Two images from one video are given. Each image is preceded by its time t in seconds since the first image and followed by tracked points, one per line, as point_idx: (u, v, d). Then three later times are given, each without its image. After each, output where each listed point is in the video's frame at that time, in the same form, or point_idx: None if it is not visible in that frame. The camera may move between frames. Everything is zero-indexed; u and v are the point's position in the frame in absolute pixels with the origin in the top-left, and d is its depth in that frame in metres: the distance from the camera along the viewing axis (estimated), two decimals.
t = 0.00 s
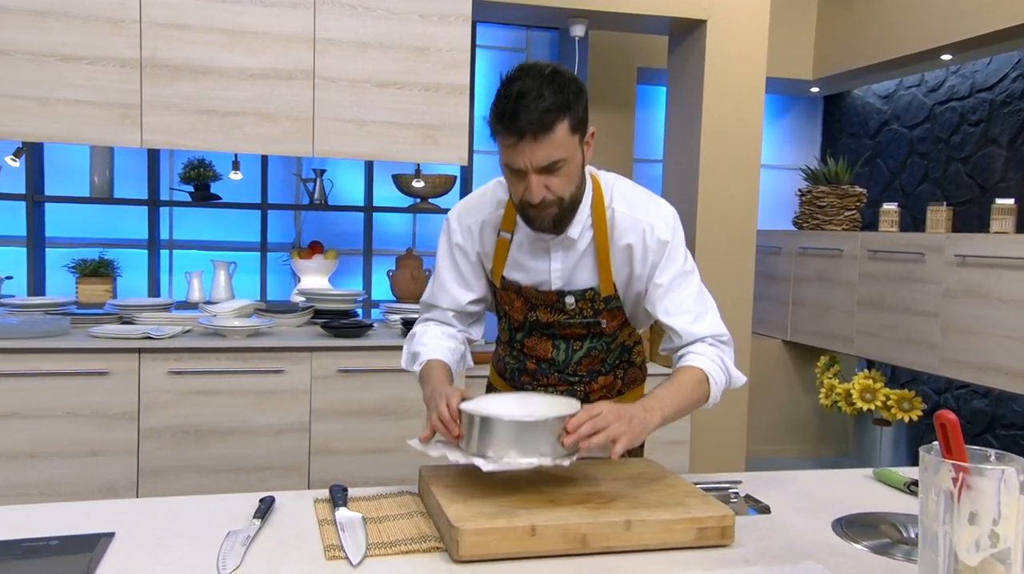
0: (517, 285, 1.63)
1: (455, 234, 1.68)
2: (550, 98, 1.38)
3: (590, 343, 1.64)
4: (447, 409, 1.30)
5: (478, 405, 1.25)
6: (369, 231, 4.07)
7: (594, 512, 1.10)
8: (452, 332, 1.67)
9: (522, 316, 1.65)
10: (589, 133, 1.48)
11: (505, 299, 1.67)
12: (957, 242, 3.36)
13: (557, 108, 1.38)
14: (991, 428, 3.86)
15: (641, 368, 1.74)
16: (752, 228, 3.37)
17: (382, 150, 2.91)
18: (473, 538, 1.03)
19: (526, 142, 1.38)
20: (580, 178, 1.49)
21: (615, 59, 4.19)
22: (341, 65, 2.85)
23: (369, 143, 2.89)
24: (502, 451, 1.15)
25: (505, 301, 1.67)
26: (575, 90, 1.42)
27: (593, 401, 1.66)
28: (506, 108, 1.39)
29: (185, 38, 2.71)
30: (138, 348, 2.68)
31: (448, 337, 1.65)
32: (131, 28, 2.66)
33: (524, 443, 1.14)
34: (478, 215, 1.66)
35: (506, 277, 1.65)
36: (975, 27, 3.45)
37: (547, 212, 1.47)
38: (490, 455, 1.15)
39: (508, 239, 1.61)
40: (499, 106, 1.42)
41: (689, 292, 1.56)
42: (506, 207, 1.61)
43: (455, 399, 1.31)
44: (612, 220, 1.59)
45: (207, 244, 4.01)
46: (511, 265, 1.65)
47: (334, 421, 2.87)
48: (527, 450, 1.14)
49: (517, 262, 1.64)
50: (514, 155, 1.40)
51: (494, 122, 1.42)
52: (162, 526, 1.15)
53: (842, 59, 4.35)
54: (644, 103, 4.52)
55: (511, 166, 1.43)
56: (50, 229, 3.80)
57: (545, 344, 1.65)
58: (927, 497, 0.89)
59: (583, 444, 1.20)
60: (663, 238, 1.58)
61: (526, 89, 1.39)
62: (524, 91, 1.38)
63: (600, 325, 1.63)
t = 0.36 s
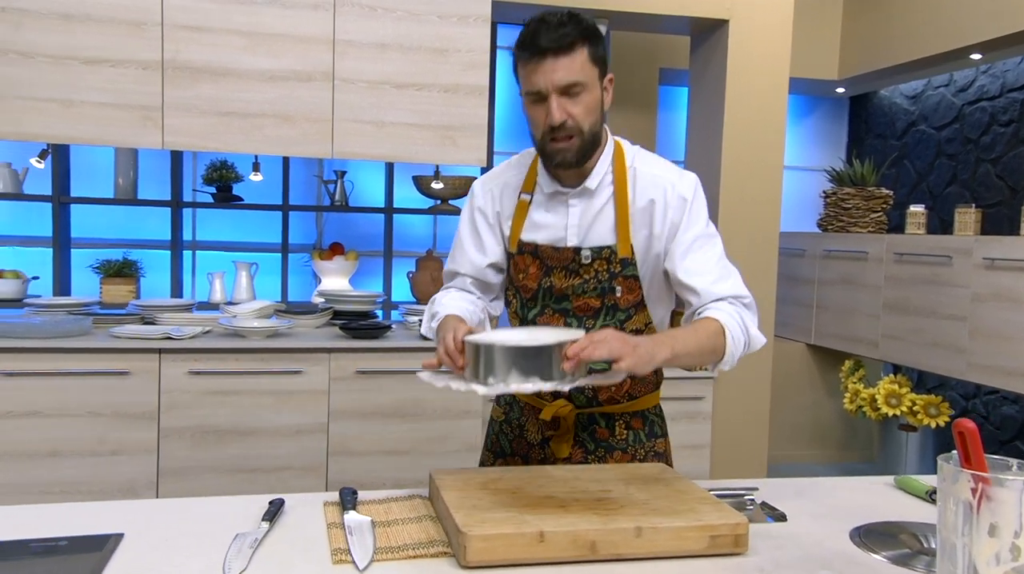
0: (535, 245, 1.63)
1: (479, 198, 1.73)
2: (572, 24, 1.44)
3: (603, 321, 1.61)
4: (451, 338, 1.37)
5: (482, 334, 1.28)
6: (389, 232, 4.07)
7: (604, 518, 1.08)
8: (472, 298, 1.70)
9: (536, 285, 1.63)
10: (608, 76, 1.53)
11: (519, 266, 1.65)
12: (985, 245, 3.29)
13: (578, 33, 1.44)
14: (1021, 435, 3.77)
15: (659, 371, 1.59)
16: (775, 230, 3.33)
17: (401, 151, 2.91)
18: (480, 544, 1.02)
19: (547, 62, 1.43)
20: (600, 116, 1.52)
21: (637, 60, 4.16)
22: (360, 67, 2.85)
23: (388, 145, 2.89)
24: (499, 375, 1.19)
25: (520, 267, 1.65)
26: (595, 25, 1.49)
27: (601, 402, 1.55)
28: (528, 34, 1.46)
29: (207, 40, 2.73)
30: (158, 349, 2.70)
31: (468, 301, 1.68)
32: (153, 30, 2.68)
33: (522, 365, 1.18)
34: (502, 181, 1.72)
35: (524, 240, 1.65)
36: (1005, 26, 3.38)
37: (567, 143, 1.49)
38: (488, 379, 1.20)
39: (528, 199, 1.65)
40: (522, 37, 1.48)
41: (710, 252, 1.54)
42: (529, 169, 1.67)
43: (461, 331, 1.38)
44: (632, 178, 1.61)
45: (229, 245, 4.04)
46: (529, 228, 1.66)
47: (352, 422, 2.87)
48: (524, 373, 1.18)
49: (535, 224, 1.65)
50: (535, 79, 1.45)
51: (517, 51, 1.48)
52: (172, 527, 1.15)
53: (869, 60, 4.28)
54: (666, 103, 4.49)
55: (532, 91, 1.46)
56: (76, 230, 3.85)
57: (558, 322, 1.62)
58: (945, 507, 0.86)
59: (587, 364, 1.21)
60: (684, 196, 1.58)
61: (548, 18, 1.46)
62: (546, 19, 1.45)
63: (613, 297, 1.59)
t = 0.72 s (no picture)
0: (555, 235, 1.62)
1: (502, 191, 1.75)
2: (594, 7, 1.51)
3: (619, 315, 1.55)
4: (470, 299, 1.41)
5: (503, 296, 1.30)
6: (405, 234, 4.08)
7: (621, 524, 1.08)
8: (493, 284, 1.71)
9: (553, 275, 1.59)
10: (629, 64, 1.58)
11: (537, 257, 1.62)
12: (1008, 248, 3.25)
13: (600, 14, 1.50)
14: None
15: (674, 374, 1.58)
16: (794, 233, 3.30)
17: (418, 153, 2.91)
18: (497, 548, 1.01)
19: (571, 36, 1.48)
20: (623, 96, 1.54)
21: (654, 61, 4.14)
22: (378, 69, 2.86)
23: (406, 148, 2.90)
24: (515, 333, 1.21)
25: (538, 258, 1.63)
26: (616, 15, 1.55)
27: (616, 406, 1.55)
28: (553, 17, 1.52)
29: (226, 43, 2.74)
30: (176, 350, 2.71)
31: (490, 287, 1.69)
32: (173, 34, 2.70)
33: (536, 322, 1.19)
34: (525, 175, 1.74)
35: (544, 232, 1.64)
36: None
37: (592, 116, 1.49)
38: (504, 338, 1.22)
39: (549, 191, 1.66)
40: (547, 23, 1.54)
41: (734, 237, 1.51)
42: (552, 162, 1.69)
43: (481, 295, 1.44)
44: (653, 169, 1.61)
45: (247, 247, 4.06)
46: (549, 219, 1.66)
47: (368, 424, 2.87)
48: (538, 330, 1.19)
49: (556, 214, 1.65)
50: (560, 54, 1.49)
51: (541, 35, 1.54)
52: (190, 529, 1.15)
53: (890, 62, 4.24)
54: (684, 105, 4.47)
55: (558, 64, 1.50)
56: (96, 232, 3.89)
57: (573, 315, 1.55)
58: (970, 516, 0.85)
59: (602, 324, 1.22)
60: (707, 184, 1.56)
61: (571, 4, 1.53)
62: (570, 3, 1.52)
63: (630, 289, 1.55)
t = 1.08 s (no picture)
0: (567, 236, 1.63)
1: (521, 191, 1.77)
2: (614, 18, 1.51)
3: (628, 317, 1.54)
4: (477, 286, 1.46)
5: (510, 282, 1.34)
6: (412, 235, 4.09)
7: (642, 524, 1.08)
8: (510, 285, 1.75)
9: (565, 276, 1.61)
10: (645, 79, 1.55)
11: (550, 258, 1.64)
12: (1016, 249, 3.25)
13: (615, 25, 1.49)
14: None
15: (685, 377, 1.57)
16: (802, 233, 3.31)
17: (428, 155, 2.92)
18: (518, 548, 1.02)
19: (579, 42, 1.49)
20: (627, 109, 1.51)
21: (660, 62, 4.15)
22: (387, 71, 2.87)
23: (414, 149, 2.91)
24: (516, 317, 1.25)
25: (551, 260, 1.64)
26: (640, 31, 1.54)
27: (624, 405, 1.54)
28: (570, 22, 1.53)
29: (237, 45, 2.75)
30: (187, 350, 2.72)
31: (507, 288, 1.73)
32: (184, 36, 2.71)
33: (536, 306, 1.23)
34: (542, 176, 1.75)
35: (558, 233, 1.66)
36: None
37: (584, 122, 1.49)
38: (501, 323, 1.26)
39: (564, 193, 1.67)
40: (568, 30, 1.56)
41: (746, 236, 1.50)
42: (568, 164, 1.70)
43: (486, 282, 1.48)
44: (664, 171, 1.59)
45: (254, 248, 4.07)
46: (563, 220, 1.68)
47: (377, 425, 2.88)
48: (538, 314, 1.23)
49: (569, 215, 1.66)
50: (566, 58, 1.50)
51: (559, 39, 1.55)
52: (212, 529, 1.16)
53: (896, 63, 4.25)
54: (689, 106, 4.48)
55: (562, 68, 1.51)
56: (105, 232, 3.90)
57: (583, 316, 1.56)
58: (992, 517, 0.85)
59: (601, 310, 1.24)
60: (716, 187, 1.55)
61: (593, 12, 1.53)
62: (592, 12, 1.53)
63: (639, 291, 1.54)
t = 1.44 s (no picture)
0: (546, 236, 1.66)
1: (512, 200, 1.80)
2: (582, 28, 1.51)
3: (602, 312, 1.55)
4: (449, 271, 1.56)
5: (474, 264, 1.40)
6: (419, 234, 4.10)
7: (669, 521, 1.10)
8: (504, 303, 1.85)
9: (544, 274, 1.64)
10: (616, 83, 1.56)
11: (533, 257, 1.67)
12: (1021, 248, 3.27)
13: (584, 35, 1.50)
14: None
15: (662, 374, 1.55)
16: (808, 232, 3.33)
17: (437, 155, 2.93)
18: (549, 545, 1.04)
19: (548, 55, 1.50)
20: (600, 115, 1.54)
21: (665, 63, 4.16)
22: (397, 72, 2.88)
23: (424, 149, 2.92)
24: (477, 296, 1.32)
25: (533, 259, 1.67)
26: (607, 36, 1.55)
27: (598, 399, 1.54)
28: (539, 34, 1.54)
29: (248, 46, 2.77)
30: (200, 350, 2.74)
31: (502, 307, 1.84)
32: (195, 37, 2.72)
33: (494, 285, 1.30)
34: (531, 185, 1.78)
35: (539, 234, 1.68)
36: None
37: (559, 131, 1.52)
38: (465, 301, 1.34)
39: (547, 197, 1.70)
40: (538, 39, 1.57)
41: (718, 227, 1.49)
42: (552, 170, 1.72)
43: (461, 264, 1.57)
44: (638, 171, 1.61)
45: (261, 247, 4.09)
46: (546, 222, 1.70)
47: (388, 423, 2.90)
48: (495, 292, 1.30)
49: (551, 218, 1.68)
50: (537, 71, 1.52)
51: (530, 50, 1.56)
52: (244, 527, 1.18)
53: (900, 62, 4.26)
54: (694, 105, 4.50)
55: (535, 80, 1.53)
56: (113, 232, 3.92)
57: (559, 312, 1.58)
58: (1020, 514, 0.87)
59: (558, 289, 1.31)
60: (685, 183, 1.56)
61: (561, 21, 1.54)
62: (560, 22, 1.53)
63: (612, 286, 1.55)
